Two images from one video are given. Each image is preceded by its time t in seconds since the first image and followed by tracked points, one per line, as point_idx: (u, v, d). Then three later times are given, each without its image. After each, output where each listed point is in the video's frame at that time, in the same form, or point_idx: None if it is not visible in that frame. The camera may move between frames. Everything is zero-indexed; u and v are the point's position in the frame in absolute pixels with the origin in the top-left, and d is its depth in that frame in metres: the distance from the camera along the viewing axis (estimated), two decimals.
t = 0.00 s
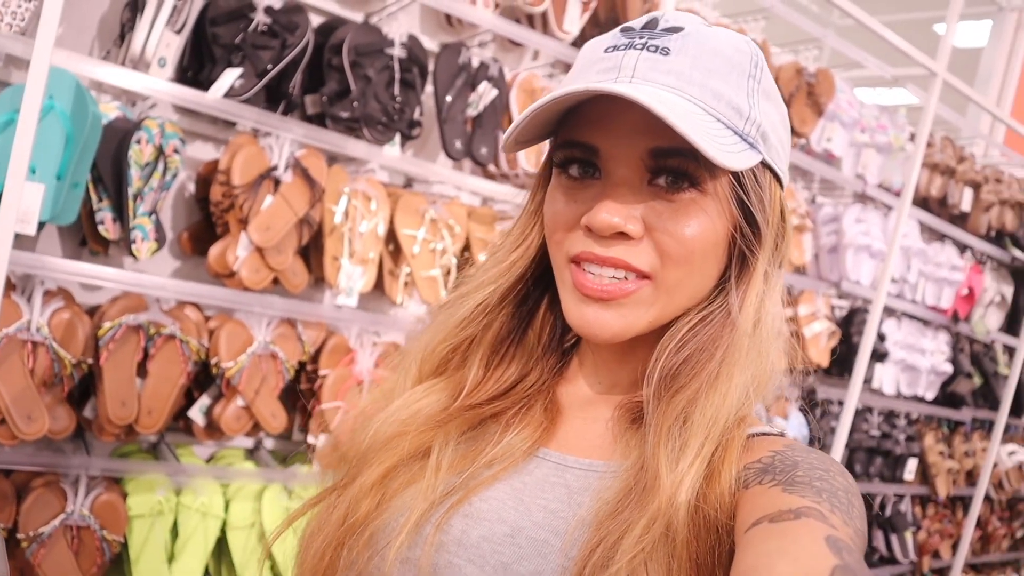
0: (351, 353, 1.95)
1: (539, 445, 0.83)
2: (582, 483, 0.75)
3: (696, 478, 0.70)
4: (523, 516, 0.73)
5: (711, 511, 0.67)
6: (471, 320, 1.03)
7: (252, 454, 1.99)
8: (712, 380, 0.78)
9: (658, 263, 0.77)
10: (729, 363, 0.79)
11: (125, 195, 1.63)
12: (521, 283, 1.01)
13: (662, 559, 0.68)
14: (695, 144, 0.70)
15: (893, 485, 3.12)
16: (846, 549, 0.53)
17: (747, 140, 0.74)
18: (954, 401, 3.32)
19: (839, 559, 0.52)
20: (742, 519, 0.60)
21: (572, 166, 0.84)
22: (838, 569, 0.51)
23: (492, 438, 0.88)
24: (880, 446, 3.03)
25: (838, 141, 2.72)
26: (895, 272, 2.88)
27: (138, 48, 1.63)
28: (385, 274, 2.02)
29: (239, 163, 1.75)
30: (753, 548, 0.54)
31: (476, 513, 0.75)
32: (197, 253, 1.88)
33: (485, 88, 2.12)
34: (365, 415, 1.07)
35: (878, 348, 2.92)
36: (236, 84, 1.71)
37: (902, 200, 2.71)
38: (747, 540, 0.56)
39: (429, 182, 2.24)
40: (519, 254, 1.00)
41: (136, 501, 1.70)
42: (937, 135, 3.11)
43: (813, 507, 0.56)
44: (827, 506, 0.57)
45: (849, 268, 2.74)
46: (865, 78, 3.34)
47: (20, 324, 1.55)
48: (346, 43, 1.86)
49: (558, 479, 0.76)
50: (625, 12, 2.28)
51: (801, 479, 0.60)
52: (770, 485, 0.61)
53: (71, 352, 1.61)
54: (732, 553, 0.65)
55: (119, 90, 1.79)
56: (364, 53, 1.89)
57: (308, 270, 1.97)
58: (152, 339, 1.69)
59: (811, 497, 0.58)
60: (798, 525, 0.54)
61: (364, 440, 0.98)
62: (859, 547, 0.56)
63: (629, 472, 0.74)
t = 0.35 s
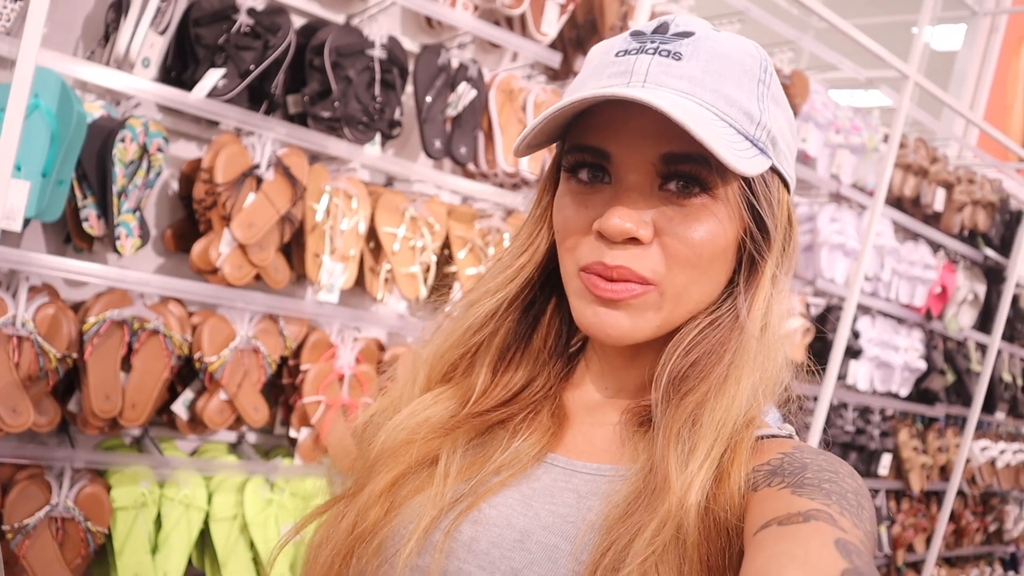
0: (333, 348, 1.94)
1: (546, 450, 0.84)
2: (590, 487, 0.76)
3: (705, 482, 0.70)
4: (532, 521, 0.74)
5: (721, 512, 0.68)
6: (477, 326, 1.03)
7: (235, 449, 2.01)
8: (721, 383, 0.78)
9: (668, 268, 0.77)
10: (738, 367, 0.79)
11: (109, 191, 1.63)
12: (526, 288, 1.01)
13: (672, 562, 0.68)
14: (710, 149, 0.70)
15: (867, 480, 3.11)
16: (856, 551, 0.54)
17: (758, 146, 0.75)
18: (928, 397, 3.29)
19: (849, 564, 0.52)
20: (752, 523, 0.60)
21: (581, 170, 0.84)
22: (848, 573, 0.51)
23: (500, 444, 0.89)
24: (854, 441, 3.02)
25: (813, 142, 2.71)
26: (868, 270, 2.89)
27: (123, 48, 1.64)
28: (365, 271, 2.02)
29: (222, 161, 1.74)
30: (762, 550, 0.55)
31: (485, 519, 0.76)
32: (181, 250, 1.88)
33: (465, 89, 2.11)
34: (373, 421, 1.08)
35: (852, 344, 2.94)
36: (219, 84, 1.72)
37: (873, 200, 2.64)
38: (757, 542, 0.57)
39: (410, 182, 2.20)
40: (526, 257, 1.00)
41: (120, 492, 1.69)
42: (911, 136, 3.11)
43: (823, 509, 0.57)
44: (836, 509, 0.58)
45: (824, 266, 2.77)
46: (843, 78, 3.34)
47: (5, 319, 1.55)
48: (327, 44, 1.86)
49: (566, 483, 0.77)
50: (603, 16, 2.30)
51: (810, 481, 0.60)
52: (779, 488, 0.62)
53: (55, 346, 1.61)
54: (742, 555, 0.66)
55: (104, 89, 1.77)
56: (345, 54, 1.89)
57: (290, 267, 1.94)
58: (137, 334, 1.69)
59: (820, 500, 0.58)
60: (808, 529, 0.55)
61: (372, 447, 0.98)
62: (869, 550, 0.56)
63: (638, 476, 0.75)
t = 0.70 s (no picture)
0: (301, 338, 1.96)
1: (541, 453, 0.85)
2: (586, 490, 0.76)
3: (702, 483, 0.70)
4: (529, 524, 0.73)
5: (718, 514, 0.68)
6: (471, 331, 1.05)
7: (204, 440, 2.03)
8: (716, 383, 0.79)
9: (661, 268, 0.77)
10: (733, 367, 0.80)
11: (74, 183, 1.60)
12: (520, 291, 1.03)
13: (671, 565, 0.68)
14: (703, 148, 0.70)
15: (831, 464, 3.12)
16: (853, 557, 0.54)
17: (751, 143, 0.75)
18: (890, 382, 3.32)
19: (847, 569, 0.52)
20: (749, 525, 0.60)
21: (573, 170, 0.84)
22: None
23: (495, 447, 0.90)
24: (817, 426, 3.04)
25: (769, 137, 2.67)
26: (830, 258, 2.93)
27: (86, 41, 1.60)
28: (332, 261, 2.04)
29: (187, 153, 1.74)
30: (759, 555, 0.55)
31: (480, 523, 0.76)
32: (147, 243, 1.86)
33: (429, 82, 2.10)
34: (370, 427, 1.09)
35: (814, 331, 2.97)
36: (184, 76, 1.69)
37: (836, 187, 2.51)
38: (753, 547, 0.57)
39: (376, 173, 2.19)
40: (519, 261, 1.02)
41: (87, 484, 1.69)
42: (872, 127, 3.15)
43: (820, 512, 0.57)
44: (834, 511, 0.58)
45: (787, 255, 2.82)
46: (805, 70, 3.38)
47: None
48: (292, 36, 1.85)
49: (563, 487, 0.77)
50: (566, 8, 2.32)
51: (808, 483, 0.61)
52: (777, 489, 0.62)
53: (21, 340, 1.55)
54: (740, 556, 0.66)
55: (68, 82, 1.75)
56: (310, 46, 1.88)
57: (257, 258, 1.97)
58: (104, 326, 1.67)
59: (818, 502, 0.58)
60: (807, 533, 0.55)
61: (368, 453, 1.00)
62: (866, 552, 0.57)
63: (635, 479, 0.75)
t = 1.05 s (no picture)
0: (273, 327, 1.96)
1: (536, 443, 0.85)
2: (581, 479, 0.76)
3: (696, 472, 0.71)
4: (523, 516, 0.74)
5: (712, 503, 0.69)
6: (465, 321, 1.05)
7: (177, 429, 2.03)
8: (710, 374, 0.79)
9: (654, 262, 0.78)
10: (726, 357, 0.80)
11: (44, 172, 1.57)
12: (512, 282, 1.04)
13: (664, 554, 0.68)
14: (693, 141, 0.70)
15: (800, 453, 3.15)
16: (846, 545, 0.54)
17: (743, 134, 0.75)
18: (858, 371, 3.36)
19: (840, 558, 0.53)
20: (743, 514, 0.61)
21: (565, 163, 0.84)
22: (840, 568, 0.52)
23: (489, 438, 0.90)
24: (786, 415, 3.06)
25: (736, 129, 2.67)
26: (799, 248, 2.95)
27: (55, 29, 1.60)
28: (304, 251, 2.02)
29: (158, 142, 1.72)
30: (752, 547, 0.55)
31: (474, 514, 0.76)
32: (119, 232, 1.86)
33: (400, 72, 2.10)
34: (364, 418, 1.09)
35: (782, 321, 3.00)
36: (155, 66, 1.68)
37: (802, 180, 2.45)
38: (748, 537, 0.58)
39: (348, 163, 2.21)
40: (513, 250, 1.02)
41: (59, 472, 1.69)
42: (839, 119, 3.19)
43: (813, 501, 0.58)
44: (827, 499, 0.58)
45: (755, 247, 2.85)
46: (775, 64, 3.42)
47: None
48: (263, 27, 1.82)
49: (556, 477, 0.77)
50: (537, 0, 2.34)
51: (801, 471, 0.61)
52: (770, 477, 0.63)
53: None
54: (735, 544, 0.66)
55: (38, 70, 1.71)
56: (281, 37, 1.86)
57: (229, 247, 1.96)
58: (75, 314, 1.66)
59: (812, 490, 0.59)
60: (800, 522, 0.55)
61: (362, 444, 1.00)
62: (858, 540, 0.57)
63: (629, 468, 0.75)
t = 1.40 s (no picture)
0: (242, 322, 1.95)
1: (528, 445, 0.86)
2: (573, 480, 0.76)
3: (688, 472, 0.71)
4: (516, 517, 0.74)
5: (704, 503, 0.69)
6: (456, 322, 1.06)
7: (147, 426, 2.01)
8: (701, 372, 0.80)
9: (644, 261, 0.78)
10: (717, 356, 0.81)
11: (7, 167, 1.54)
12: (502, 282, 1.04)
13: (658, 554, 0.69)
14: (684, 141, 0.71)
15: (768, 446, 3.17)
16: (837, 544, 0.55)
17: (733, 132, 0.76)
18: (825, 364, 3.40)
19: (831, 556, 0.54)
20: (736, 513, 0.61)
21: (555, 161, 0.84)
22: (831, 565, 0.52)
23: (480, 440, 0.91)
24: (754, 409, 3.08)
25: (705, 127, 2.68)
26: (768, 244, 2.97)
27: (20, 21, 1.56)
28: (274, 246, 2.00)
29: (125, 137, 1.71)
30: (745, 545, 0.55)
31: (467, 517, 0.77)
32: (87, 228, 1.82)
33: (370, 68, 2.08)
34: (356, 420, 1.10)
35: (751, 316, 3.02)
36: (123, 60, 1.65)
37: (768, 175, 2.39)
38: (740, 536, 0.58)
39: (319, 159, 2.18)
40: (503, 251, 1.03)
41: (27, 469, 1.68)
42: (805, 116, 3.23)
43: (804, 499, 0.58)
44: (818, 497, 0.59)
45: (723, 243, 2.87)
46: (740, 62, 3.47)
47: None
48: (232, 22, 1.80)
49: (548, 478, 0.78)
50: None
51: (792, 469, 0.62)
52: (762, 475, 0.63)
53: None
54: (727, 543, 0.67)
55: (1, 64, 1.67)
56: (251, 32, 1.84)
57: (198, 243, 1.94)
58: (42, 310, 1.66)
59: (803, 488, 0.59)
60: (791, 520, 0.56)
61: (355, 447, 1.00)
62: (850, 538, 0.58)
63: (621, 468, 0.76)
